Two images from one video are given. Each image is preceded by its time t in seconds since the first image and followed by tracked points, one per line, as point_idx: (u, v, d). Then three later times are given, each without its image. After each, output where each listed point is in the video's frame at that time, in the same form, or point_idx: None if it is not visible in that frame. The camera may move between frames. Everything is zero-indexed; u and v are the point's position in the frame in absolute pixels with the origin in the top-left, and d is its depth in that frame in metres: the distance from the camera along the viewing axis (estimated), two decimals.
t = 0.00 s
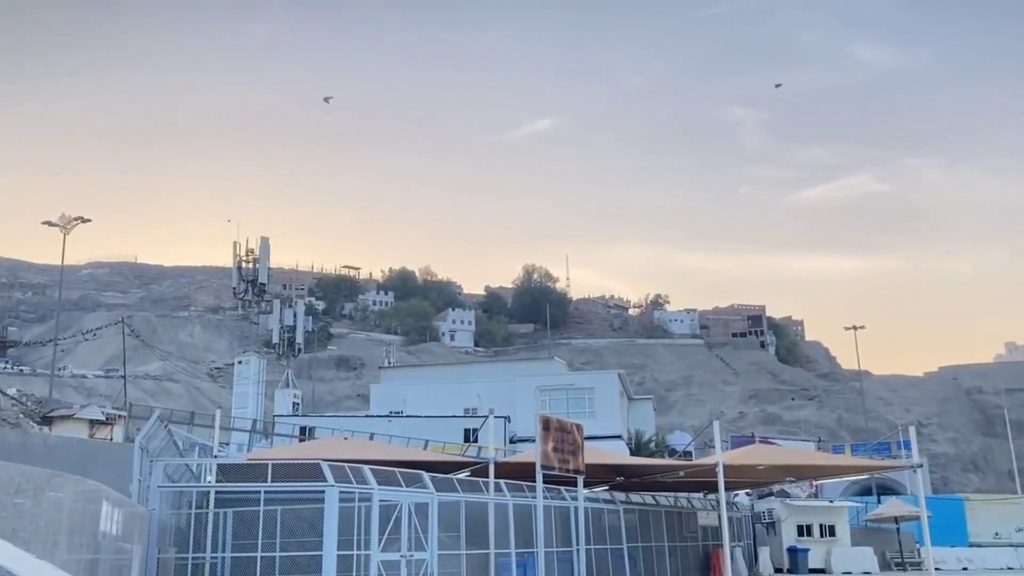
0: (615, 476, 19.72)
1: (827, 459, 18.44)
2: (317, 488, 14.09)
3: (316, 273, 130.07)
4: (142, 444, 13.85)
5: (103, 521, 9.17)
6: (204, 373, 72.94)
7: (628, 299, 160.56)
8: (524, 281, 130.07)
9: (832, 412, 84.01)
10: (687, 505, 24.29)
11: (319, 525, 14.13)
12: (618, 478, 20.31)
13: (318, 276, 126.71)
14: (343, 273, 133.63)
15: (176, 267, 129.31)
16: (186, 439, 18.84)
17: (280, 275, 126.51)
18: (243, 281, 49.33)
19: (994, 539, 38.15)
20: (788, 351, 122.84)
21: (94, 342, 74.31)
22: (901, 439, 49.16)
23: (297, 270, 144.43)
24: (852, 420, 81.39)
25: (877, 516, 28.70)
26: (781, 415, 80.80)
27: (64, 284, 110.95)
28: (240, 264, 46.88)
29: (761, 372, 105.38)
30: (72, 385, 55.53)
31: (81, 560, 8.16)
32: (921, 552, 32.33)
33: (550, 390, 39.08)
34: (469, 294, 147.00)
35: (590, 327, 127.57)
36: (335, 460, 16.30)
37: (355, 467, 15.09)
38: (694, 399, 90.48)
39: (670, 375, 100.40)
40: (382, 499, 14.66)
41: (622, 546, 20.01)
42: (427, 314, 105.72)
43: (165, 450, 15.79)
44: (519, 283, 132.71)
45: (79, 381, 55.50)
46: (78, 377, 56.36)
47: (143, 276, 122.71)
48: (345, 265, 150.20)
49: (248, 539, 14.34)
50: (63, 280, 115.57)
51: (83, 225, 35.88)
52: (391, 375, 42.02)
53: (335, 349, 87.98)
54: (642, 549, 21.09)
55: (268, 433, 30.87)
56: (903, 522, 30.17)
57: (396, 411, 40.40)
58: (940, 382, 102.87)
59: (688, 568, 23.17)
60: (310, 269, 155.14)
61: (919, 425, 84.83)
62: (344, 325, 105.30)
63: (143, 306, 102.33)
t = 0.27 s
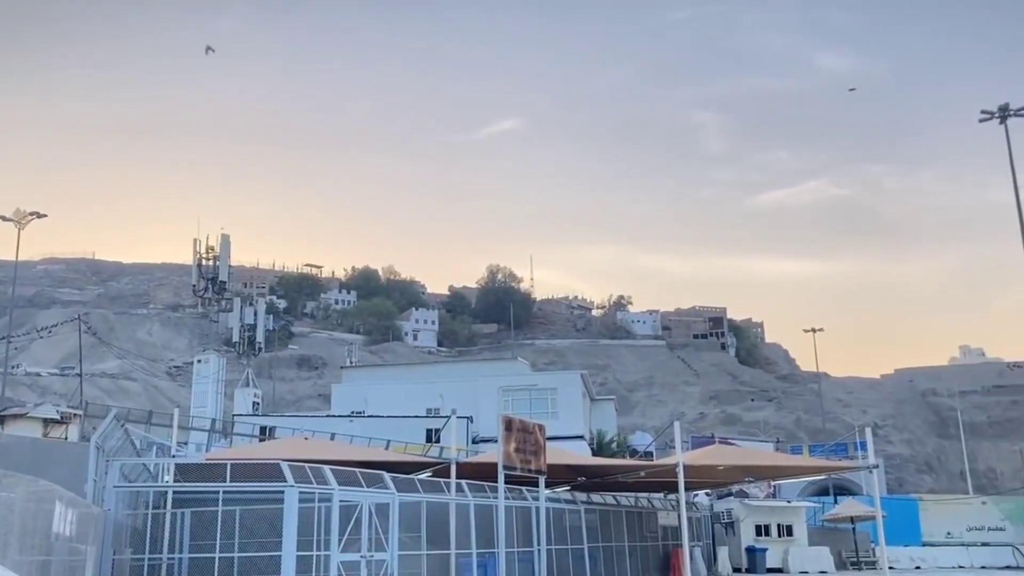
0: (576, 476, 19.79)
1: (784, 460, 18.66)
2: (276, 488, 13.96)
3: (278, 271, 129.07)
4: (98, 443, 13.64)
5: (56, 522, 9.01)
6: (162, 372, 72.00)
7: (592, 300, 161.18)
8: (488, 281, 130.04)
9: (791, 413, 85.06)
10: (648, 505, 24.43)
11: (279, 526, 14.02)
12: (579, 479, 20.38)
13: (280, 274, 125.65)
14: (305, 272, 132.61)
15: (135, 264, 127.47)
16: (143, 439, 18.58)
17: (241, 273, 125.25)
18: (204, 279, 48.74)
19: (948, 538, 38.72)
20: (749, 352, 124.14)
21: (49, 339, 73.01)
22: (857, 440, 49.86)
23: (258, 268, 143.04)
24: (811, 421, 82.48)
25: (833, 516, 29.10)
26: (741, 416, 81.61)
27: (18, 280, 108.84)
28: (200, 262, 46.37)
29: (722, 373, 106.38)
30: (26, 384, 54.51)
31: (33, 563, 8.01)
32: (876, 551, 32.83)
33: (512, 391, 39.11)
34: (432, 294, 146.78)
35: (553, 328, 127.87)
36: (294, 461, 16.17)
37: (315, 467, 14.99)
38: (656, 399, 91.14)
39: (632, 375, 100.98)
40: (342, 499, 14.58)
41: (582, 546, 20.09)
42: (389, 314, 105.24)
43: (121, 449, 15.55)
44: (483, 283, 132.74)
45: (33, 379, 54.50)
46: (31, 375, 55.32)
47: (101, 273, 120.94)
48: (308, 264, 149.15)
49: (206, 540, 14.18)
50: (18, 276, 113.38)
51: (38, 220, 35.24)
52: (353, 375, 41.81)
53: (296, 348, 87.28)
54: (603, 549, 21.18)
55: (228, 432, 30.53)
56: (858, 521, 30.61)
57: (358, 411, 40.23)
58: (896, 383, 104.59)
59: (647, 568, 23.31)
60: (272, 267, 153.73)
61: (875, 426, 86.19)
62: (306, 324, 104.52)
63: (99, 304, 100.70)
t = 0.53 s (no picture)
0: (538, 477, 19.82)
1: (744, 461, 18.83)
2: (236, 488, 13.82)
3: (240, 270, 127.79)
4: (52, 443, 13.40)
5: (7, 525, 8.83)
6: (120, 370, 70.98)
7: (556, 301, 161.57)
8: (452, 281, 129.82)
9: (752, 414, 85.99)
10: (609, 506, 24.54)
11: (238, 526, 13.88)
12: (541, 480, 20.41)
13: (242, 272, 124.42)
14: (268, 270, 131.45)
15: (93, 260, 125.48)
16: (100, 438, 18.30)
17: (203, 271, 123.84)
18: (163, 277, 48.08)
19: (903, 538, 39.38)
20: (711, 354, 125.25)
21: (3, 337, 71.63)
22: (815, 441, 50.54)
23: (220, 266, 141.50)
24: (771, 422, 83.39)
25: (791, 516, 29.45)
26: (702, 417, 82.28)
27: None
28: (161, 259, 45.73)
29: (684, 374, 107.23)
30: None
31: None
32: (833, 552, 33.28)
33: (476, 391, 39.09)
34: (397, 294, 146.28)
35: (517, 328, 128.01)
36: (254, 461, 16.03)
37: (276, 467, 14.86)
38: (619, 400, 91.58)
39: (595, 376, 101.40)
40: (302, 499, 14.48)
41: (544, 547, 20.13)
42: (353, 313, 104.65)
43: (76, 448, 15.29)
44: (447, 283, 132.53)
45: None
46: None
47: (58, 269, 118.88)
48: (271, 262, 147.86)
49: (163, 541, 14.01)
50: None
51: None
52: (316, 374, 41.54)
53: (257, 348, 86.49)
54: (564, 549, 21.27)
55: (187, 432, 30.16)
56: (816, 522, 31.00)
57: (320, 411, 40.06)
58: (855, 385, 106.15)
59: (608, 568, 23.42)
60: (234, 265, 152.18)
61: (833, 428, 87.41)
62: (268, 323, 103.65)
63: (56, 301, 98.98)
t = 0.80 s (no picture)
0: (500, 477, 19.83)
1: (704, 462, 18.99)
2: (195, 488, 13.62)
3: (201, 267, 126.30)
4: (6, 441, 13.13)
5: None
6: (76, 368, 69.87)
7: (520, 302, 161.77)
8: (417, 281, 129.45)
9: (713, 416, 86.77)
10: (571, 506, 24.64)
11: (196, 526, 13.68)
12: (503, 480, 20.42)
13: (203, 269, 123.01)
14: (230, 268, 130.09)
15: (50, 256, 123.28)
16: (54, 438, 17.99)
17: (163, 268, 122.26)
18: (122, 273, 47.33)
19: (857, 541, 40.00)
20: (673, 356, 126.22)
21: None
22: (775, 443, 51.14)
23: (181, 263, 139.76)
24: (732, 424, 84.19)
25: (750, 517, 29.77)
26: (664, 418, 82.80)
27: None
28: (120, 256, 45.03)
29: (647, 375, 107.90)
30: None
31: None
32: (791, 552, 33.72)
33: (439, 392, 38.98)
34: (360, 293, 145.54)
35: (482, 329, 127.96)
36: (215, 460, 15.85)
37: (235, 466, 14.69)
38: (582, 401, 91.90)
39: (559, 377, 101.66)
40: (263, 499, 14.33)
41: (505, 547, 20.14)
42: (315, 313, 103.90)
43: (29, 447, 14.99)
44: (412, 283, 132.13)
45: None
46: None
47: (14, 265, 116.67)
48: (233, 260, 146.36)
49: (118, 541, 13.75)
50: None
51: None
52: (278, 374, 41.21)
53: (218, 346, 85.55)
54: (526, 549, 21.31)
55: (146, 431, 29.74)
56: (774, 522, 31.35)
57: (281, 410, 39.71)
58: (814, 388, 107.58)
59: (569, 569, 23.48)
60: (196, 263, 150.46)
61: (792, 430, 88.53)
62: (229, 321, 102.59)
63: (11, 297, 97.13)
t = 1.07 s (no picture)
0: (451, 476, 19.81)
1: (653, 462, 19.17)
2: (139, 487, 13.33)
3: (150, 262, 124.22)
4: None
5: None
6: (18, 363, 68.25)
7: (474, 301, 161.64)
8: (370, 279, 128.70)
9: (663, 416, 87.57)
10: (521, 506, 24.70)
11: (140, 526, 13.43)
12: (454, 479, 20.40)
13: (151, 264, 120.92)
14: (179, 263, 128.09)
15: None
16: None
17: (110, 262, 119.97)
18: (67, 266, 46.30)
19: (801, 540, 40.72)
20: (625, 356, 127.14)
21: None
22: (723, 443, 51.76)
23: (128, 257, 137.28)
24: (681, 424, 85.06)
25: (698, 516, 30.12)
26: (615, 418, 83.39)
27: None
28: (65, 249, 44.07)
29: (598, 375, 108.57)
30: None
31: None
32: (737, 551, 34.21)
33: (391, 391, 38.79)
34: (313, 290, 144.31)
35: (435, 327, 127.62)
36: (161, 458, 15.62)
37: (182, 464, 14.46)
38: (534, 401, 92.16)
39: (511, 377, 101.84)
40: (209, 498, 14.12)
41: (455, 546, 20.13)
42: (266, 309, 102.74)
43: None
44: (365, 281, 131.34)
45: None
46: None
47: None
48: (183, 255, 144.14)
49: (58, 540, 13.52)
50: None
51: None
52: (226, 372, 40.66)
53: (165, 342, 84.17)
54: (476, 548, 21.31)
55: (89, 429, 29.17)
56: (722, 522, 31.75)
57: (229, 408, 39.20)
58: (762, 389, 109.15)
59: (518, 568, 23.54)
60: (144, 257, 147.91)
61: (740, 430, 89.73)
62: (177, 317, 101.01)
63: None
